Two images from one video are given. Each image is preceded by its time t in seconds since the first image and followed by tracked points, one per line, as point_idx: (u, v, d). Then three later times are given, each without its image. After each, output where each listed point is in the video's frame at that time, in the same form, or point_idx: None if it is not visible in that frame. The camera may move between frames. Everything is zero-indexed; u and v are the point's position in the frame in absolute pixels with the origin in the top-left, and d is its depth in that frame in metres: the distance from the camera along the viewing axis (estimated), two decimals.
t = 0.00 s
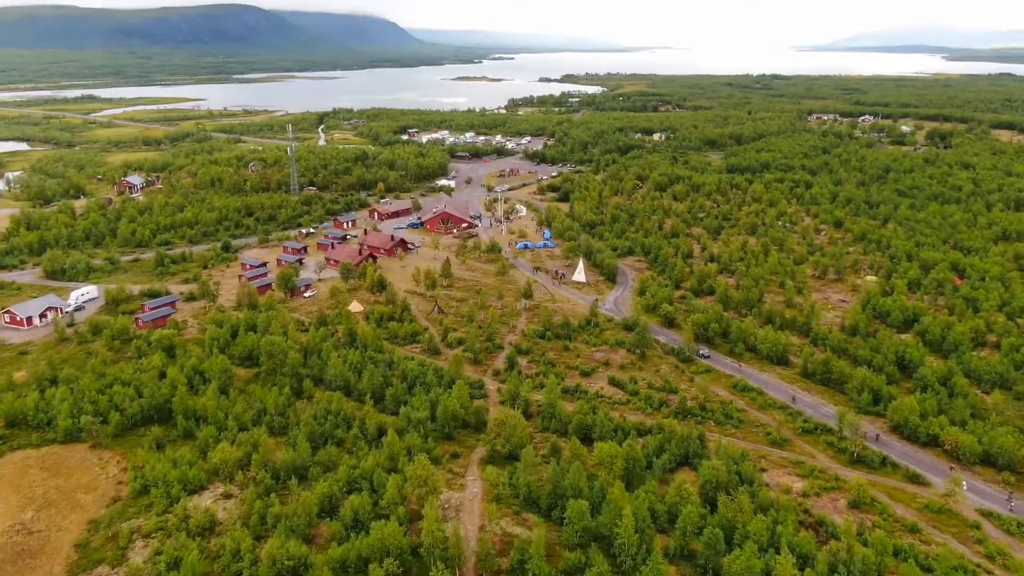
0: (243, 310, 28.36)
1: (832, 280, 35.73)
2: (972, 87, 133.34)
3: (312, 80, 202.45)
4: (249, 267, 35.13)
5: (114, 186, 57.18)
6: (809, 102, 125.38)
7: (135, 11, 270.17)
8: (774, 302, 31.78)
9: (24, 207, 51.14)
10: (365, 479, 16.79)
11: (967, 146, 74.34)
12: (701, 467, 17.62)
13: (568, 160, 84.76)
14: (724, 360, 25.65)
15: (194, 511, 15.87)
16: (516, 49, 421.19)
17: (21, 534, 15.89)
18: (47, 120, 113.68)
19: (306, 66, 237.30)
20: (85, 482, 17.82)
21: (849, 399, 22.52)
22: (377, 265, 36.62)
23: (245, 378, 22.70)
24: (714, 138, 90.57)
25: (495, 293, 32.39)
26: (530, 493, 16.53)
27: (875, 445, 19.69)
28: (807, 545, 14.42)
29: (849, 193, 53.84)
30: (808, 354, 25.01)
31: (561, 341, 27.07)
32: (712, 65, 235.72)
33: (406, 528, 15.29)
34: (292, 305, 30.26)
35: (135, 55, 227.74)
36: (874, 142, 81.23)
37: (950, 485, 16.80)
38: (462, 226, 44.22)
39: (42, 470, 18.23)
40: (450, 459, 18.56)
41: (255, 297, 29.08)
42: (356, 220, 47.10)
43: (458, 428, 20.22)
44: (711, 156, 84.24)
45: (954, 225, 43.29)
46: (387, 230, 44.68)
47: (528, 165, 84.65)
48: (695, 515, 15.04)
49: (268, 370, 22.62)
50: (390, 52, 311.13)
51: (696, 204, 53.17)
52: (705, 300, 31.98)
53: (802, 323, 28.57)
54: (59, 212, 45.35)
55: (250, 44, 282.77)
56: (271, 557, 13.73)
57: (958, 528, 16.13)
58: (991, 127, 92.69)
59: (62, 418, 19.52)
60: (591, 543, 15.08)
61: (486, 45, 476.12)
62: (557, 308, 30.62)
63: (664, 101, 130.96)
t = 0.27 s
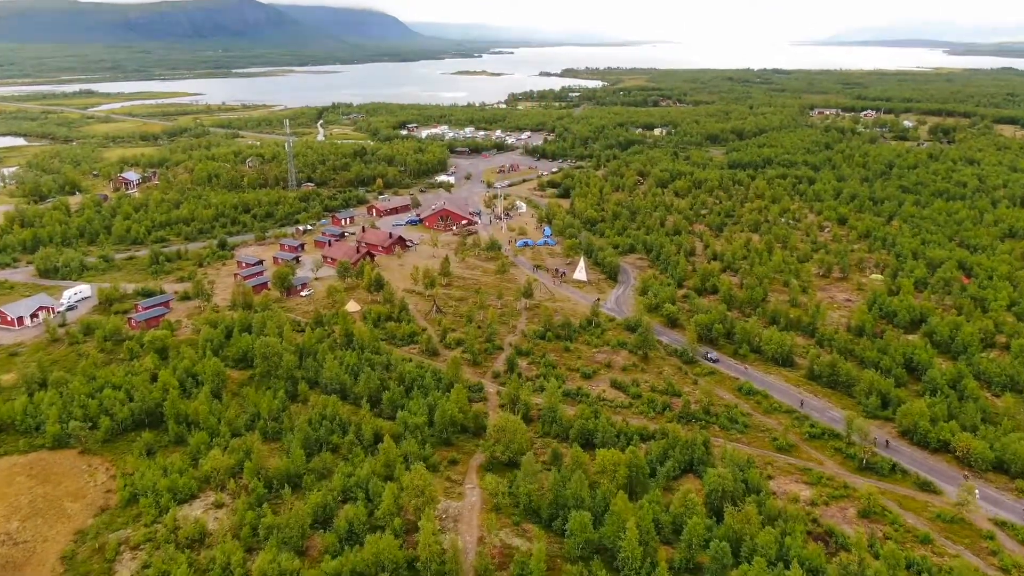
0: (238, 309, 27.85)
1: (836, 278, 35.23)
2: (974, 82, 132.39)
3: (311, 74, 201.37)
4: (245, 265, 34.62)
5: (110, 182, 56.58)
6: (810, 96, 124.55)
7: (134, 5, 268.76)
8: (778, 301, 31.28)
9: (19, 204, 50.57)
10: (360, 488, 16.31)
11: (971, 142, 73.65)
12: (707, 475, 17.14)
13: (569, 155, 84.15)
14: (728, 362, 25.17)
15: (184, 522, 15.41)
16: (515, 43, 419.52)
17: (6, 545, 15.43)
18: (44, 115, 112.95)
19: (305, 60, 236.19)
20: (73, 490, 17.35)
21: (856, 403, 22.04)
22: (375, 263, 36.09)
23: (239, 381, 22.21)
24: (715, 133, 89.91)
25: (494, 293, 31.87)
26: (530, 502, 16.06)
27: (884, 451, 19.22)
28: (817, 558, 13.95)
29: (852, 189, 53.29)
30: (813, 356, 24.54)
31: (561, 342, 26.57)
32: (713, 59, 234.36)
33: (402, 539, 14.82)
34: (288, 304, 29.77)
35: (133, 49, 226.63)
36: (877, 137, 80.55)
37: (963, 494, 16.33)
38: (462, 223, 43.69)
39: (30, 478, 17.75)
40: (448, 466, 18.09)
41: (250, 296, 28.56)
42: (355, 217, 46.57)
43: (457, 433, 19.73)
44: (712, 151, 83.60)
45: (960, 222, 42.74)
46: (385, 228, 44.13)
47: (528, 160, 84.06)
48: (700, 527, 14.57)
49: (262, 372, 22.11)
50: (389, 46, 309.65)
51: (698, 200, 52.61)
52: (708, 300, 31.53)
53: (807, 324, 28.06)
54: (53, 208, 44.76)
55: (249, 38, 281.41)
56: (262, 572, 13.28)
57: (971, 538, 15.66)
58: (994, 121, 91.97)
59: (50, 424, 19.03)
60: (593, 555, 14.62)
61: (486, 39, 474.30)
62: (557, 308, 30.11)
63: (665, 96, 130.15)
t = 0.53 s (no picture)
0: (232, 311, 27.29)
1: (841, 278, 34.71)
2: (976, 78, 131.59)
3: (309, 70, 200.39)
4: (240, 265, 34.06)
5: (105, 180, 55.93)
6: (812, 92, 123.74)
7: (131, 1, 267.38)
8: (782, 302, 30.77)
9: (12, 203, 49.93)
10: (354, 500, 15.81)
11: (974, 138, 72.99)
12: (712, 485, 16.64)
13: (568, 152, 83.56)
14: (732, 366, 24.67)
15: (172, 536, 14.88)
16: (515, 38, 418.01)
17: None
18: (40, 111, 112.06)
19: (304, 56, 235.12)
20: (59, 501, 16.84)
21: (864, 408, 21.55)
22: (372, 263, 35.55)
23: (231, 386, 21.66)
24: (716, 129, 89.24)
25: (493, 293, 31.34)
26: (530, 515, 15.55)
27: (893, 459, 18.73)
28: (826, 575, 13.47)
29: (855, 187, 52.76)
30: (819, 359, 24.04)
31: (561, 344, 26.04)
32: (713, 55, 233.24)
33: (397, 555, 14.31)
34: (284, 306, 29.21)
35: (131, 45, 225.44)
36: (879, 133, 79.89)
37: (976, 505, 15.84)
38: (460, 221, 43.19)
39: (14, 488, 17.23)
40: (445, 475, 17.58)
41: (244, 297, 28.00)
42: (352, 216, 46.04)
43: (455, 441, 19.21)
44: (713, 148, 82.95)
45: (965, 220, 42.21)
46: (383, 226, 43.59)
47: (527, 157, 83.45)
48: (706, 542, 14.06)
49: (255, 376, 21.55)
50: (388, 42, 308.38)
51: (700, 198, 52.06)
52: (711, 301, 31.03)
53: (811, 325, 27.56)
54: (46, 207, 44.12)
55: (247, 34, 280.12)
56: None
57: (985, 552, 15.17)
58: (996, 118, 91.27)
59: (36, 432, 18.48)
60: (595, 571, 14.12)
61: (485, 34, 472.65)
62: (558, 309, 29.58)
63: (665, 92, 129.35)
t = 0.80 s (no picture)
0: (226, 315, 26.74)
1: (845, 280, 34.24)
2: (978, 75, 130.78)
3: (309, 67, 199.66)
4: (235, 267, 33.53)
5: (100, 179, 55.32)
6: (813, 89, 123.04)
7: None
8: (786, 305, 30.28)
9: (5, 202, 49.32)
10: (346, 515, 15.30)
11: (977, 137, 72.41)
12: (715, 499, 16.14)
13: (568, 151, 83.07)
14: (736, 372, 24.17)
15: (157, 553, 14.37)
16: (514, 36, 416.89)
17: None
18: (37, 109, 111.33)
19: (303, 53, 234.36)
20: (43, 515, 16.33)
21: (871, 416, 21.07)
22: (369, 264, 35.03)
23: (222, 393, 21.10)
24: (717, 128, 88.65)
25: (492, 296, 30.84)
26: (528, 531, 15.05)
27: (902, 470, 18.22)
28: None
29: (858, 186, 52.27)
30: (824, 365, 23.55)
31: (561, 349, 25.54)
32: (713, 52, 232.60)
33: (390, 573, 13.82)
34: (278, 309, 28.68)
35: (129, 42, 224.52)
36: (881, 131, 79.29)
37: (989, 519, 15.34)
38: (459, 222, 42.74)
39: None
40: (441, 488, 17.09)
41: (237, 300, 27.43)
42: (349, 216, 45.58)
43: (451, 451, 18.70)
44: (714, 146, 82.38)
45: (970, 220, 41.69)
46: (380, 227, 43.07)
47: (527, 156, 82.90)
48: (710, 560, 13.57)
49: (247, 383, 20.99)
50: (388, 39, 307.53)
51: (701, 198, 51.58)
52: (714, 304, 30.55)
53: (816, 330, 27.09)
54: (40, 207, 43.53)
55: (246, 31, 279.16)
56: None
57: (998, 569, 14.67)
58: (999, 115, 90.62)
59: (21, 442, 17.94)
60: None
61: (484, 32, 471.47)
62: (558, 312, 29.08)
63: (665, 90, 128.65)
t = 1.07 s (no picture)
0: (218, 320, 26.18)
1: (849, 284, 33.80)
2: (980, 74, 130.11)
3: (308, 66, 199.24)
4: (228, 270, 33.01)
5: (95, 180, 54.81)
6: (814, 89, 122.40)
7: None
8: (789, 310, 29.83)
9: None
10: (336, 532, 14.81)
11: (980, 136, 71.85)
12: (718, 514, 15.63)
13: (568, 151, 82.62)
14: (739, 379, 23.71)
15: (139, 572, 13.86)
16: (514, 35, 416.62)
17: None
18: (34, 108, 110.76)
19: (302, 52, 233.76)
20: (24, 531, 15.82)
21: (877, 426, 20.60)
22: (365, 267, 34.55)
23: (212, 402, 20.53)
24: (718, 127, 88.16)
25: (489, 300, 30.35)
26: (524, 549, 14.51)
27: (910, 483, 17.73)
28: None
29: (860, 187, 51.80)
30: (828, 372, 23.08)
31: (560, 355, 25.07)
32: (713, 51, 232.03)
33: None
34: (273, 314, 28.17)
35: (128, 41, 223.93)
36: (883, 131, 78.76)
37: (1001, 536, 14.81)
38: (456, 223, 42.41)
39: None
40: (435, 501, 16.60)
41: (230, 304, 26.87)
42: (346, 217, 45.17)
43: (446, 462, 18.17)
44: (714, 146, 81.94)
45: (974, 222, 41.20)
46: (377, 229, 42.63)
47: (527, 156, 82.42)
48: None
49: (237, 392, 20.42)
50: (387, 38, 306.87)
51: (703, 199, 51.25)
52: (715, 309, 30.11)
53: (820, 335, 26.61)
54: (33, 208, 42.93)
55: (246, 30, 278.53)
56: None
57: None
58: (1002, 115, 90.04)
59: (2, 454, 17.40)
60: None
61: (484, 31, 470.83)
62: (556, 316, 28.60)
63: (666, 89, 128.11)
